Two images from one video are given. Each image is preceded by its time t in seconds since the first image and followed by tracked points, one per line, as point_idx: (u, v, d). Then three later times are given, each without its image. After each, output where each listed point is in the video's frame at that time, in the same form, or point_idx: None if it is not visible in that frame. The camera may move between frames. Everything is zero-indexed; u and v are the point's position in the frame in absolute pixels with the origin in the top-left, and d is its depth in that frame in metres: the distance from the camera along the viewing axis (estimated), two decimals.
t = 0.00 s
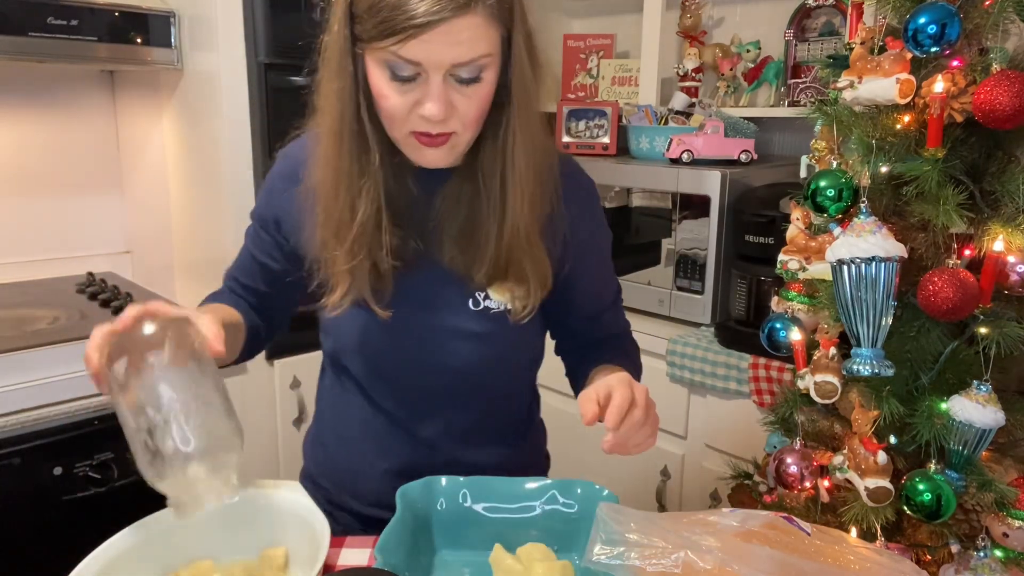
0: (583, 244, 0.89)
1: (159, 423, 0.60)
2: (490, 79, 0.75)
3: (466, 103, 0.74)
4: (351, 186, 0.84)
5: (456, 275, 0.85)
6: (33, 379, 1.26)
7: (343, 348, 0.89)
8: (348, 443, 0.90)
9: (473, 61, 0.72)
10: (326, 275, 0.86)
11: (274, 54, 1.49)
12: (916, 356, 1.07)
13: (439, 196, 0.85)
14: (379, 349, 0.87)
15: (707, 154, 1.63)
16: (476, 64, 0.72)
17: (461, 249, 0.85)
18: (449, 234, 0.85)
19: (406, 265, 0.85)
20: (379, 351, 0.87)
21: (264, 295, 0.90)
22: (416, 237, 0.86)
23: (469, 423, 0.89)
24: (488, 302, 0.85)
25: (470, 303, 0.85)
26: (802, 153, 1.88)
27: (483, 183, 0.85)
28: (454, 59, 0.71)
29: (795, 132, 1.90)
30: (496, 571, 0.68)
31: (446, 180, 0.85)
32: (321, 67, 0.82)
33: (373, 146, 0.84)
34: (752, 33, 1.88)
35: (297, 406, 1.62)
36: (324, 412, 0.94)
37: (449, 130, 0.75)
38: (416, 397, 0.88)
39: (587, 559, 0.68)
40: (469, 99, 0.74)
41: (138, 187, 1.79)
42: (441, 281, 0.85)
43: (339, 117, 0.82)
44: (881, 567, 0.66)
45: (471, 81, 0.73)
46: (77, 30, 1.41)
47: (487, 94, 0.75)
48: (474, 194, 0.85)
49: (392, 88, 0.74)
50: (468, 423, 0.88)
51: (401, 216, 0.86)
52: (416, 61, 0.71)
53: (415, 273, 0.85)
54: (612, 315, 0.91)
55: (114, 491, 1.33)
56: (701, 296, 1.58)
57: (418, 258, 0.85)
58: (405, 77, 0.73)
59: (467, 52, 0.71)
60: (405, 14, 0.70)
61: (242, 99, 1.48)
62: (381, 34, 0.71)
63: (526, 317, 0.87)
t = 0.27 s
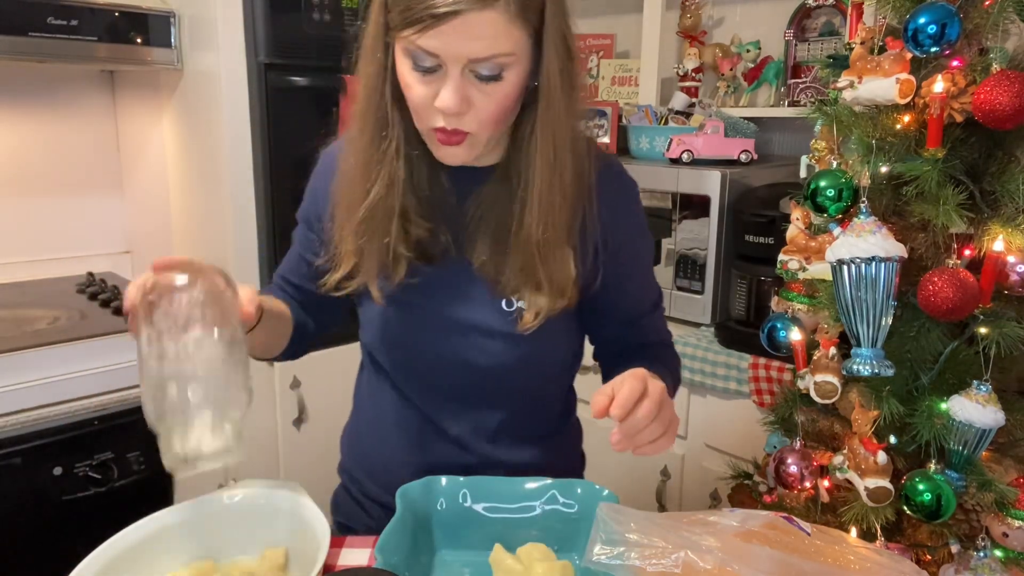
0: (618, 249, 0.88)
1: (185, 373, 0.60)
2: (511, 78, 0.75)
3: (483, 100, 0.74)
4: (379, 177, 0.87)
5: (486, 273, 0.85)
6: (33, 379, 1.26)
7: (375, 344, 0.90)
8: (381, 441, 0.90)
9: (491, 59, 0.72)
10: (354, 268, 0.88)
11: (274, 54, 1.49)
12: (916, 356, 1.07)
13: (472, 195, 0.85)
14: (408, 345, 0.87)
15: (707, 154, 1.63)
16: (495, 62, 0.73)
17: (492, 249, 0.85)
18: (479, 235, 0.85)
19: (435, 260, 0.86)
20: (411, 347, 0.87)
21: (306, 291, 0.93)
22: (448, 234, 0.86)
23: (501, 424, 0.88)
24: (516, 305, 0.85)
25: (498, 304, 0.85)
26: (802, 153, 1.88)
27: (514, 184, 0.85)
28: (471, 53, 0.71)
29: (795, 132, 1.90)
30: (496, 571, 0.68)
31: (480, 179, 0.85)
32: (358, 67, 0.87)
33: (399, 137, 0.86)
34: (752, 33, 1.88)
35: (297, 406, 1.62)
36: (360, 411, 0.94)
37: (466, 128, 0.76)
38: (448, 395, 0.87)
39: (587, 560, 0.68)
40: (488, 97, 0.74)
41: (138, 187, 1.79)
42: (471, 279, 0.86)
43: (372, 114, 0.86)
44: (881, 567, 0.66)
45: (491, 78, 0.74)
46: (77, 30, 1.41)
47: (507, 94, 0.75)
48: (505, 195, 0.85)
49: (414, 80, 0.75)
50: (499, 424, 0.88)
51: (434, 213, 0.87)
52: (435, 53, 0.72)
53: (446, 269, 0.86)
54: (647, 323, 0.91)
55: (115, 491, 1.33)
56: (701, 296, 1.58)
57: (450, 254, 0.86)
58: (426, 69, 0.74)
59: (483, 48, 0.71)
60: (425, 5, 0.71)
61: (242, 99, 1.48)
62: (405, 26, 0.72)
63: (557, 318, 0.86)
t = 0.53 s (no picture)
0: (644, 263, 0.87)
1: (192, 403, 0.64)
2: (516, 82, 0.74)
3: (485, 102, 0.74)
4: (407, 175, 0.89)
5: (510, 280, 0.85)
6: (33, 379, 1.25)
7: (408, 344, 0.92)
8: (410, 434, 0.93)
9: (491, 60, 0.72)
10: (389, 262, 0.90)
11: (274, 55, 1.49)
12: (916, 356, 1.07)
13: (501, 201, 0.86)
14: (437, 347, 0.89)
15: (707, 154, 1.63)
16: (496, 64, 0.73)
17: (518, 257, 0.85)
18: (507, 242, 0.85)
19: (462, 260, 0.87)
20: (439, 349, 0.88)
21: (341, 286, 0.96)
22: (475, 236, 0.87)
23: (522, 425, 0.89)
24: (540, 314, 0.84)
25: (522, 312, 0.85)
26: (802, 153, 1.88)
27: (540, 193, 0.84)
28: (471, 53, 0.71)
29: (795, 131, 1.90)
30: (496, 571, 0.68)
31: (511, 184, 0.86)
32: (391, 66, 0.89)
33: (429, 136, 0.88)
34: (752, 33, 1.88)
35: (297, 406, 1.61)
36: (394, 403, 0.96)
37: (470, 130, 0.76)
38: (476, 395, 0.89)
39: (587, 560, 0.68)
40: (491, 99, 0.74)
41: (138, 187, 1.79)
42: (498, 284, 0.86)
43: (404, 111, 0.89)
44: (881, 567, 0.66)
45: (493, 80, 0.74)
46: (77, 30, 1.41)
47: (513, 98, 0.75)
48: (532, 203, 0.84)
49: (425, 78, 0.76)
50: (519, 423, 0.89)
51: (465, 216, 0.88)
52: (437, 52, 0.73)
53: (474, 272, 0.87)
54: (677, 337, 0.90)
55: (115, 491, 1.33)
56: (701, 296, 1.58)
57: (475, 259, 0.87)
58: (433, 68, 0.75)
59: (482, 48, 0.71)
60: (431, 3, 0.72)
61: (243, 99, 1.48)
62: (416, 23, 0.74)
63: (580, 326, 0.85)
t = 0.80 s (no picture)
0: (635, 262, 0.87)
1: (172, 416, 0.63)
2: (486, 77, 0.74)
3: (456, 95, 0.74)
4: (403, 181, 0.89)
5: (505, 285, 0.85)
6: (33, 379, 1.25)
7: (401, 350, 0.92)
8: (406, 438, 0.93)
9: (461, 55, 0.72)
10: (388, 268, 0.90)
11: (274, 55, 1.49)
12: (916, 356, 1.07)
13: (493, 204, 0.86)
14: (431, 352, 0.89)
15: (707, 154, 1.63)
16: (466, 59, 0.73)
17: (512, 258, 0.85)
18: (503, 246, 0.85)
19: (459, 265, 0.87)
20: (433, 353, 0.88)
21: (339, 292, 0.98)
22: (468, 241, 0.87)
23: (518, 428, 0.89)
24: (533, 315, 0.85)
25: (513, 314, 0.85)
26: (802, 153, 1.88)
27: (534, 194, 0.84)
28: (440, 48, 0.72)
29: (795, 131, 1.90)
30: (496, 571, 0.68)
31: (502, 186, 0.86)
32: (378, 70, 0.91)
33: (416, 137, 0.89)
34: (752, 33, 1.88)
35: (297, 406, 1.61)
36: (383, 410, 0.96)
37: (445, 124, 0.76)
38: (469, 403, 0.89)
39: (587, 561, 0.68)
40: (462, 93, 0.74)
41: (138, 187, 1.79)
42: (491, 285, 0.86)
43: (394, 114, 0.89)
44: (881, 567, 0.66)
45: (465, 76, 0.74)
46: (77, 30, 1.41)
47: (485, 94, 0.74)
48: (526, 205, 0.85)
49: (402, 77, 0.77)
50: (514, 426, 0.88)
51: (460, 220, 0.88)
52: (409, 49, 0.73)
53: (469, 276, 0.87)
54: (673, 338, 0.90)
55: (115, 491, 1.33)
56: (701, 296, 1.59)
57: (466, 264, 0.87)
58: (409, 66, 0.75)
59: (450, 42, 0.71)
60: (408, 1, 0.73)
61: (242, 99, 1.48)
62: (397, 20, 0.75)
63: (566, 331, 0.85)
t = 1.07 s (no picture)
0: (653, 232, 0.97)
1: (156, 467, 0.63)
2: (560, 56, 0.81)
3: (537, 78, 0.79)
4: (442, 182, 0.85)
5: (548, 257, 0.89)
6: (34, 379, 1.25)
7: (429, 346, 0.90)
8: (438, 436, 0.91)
9: (543, 32, 0.78)
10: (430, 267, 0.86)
11: (275, 55, 1.49)
12: (916, 355, 1.07)
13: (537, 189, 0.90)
14: (475, 341, 0.88)
15: (707, 154, 1.63)
16: (546, 36, 0.79)
17: (566, 238, 0.89)
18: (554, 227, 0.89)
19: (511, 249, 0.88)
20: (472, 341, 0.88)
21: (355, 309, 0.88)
22: (506, 228, 0.89)
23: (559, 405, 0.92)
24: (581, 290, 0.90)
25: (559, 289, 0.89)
26: (802, 153, 1.88)
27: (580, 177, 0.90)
28: (527, 28, 0.77)
29: (795, 131, 1.90)
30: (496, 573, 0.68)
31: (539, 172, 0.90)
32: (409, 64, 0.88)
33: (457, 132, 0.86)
34: (752, 33, 1.88)
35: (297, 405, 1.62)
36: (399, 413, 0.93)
37: (521, 106, 0.79)
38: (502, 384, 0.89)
39: (588, 563, 0.68)
40: (540, 75, 0.79)
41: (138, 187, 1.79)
42: (545, 266, 0.89)
43: (429, 106, 0.86)
44: (880, 568, 0.66)
45: (542, 54, 0.79)
46: (77, 30, 1.41)
47: (557, 70, 0.81)
48: (570, 188, 0.90)
49: (466, 62, 0.79)
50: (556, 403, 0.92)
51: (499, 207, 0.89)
52: (492, 30, 0.77)
53: (511, 264, 0.88)
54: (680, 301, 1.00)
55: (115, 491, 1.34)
56: (701, 296, 1.59)
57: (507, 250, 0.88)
58: (480, 49, 0.78)
59: (538, 22, 0.77)
60: None
61: (242, 99, 1.48)
62: (460, 9, 0.77)
63: (602, 289, 0.93)
